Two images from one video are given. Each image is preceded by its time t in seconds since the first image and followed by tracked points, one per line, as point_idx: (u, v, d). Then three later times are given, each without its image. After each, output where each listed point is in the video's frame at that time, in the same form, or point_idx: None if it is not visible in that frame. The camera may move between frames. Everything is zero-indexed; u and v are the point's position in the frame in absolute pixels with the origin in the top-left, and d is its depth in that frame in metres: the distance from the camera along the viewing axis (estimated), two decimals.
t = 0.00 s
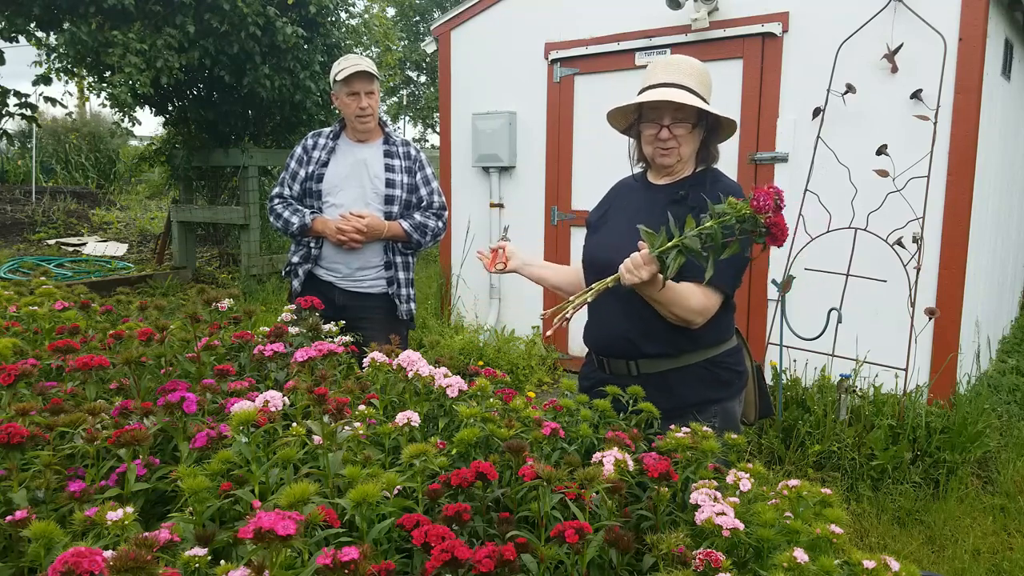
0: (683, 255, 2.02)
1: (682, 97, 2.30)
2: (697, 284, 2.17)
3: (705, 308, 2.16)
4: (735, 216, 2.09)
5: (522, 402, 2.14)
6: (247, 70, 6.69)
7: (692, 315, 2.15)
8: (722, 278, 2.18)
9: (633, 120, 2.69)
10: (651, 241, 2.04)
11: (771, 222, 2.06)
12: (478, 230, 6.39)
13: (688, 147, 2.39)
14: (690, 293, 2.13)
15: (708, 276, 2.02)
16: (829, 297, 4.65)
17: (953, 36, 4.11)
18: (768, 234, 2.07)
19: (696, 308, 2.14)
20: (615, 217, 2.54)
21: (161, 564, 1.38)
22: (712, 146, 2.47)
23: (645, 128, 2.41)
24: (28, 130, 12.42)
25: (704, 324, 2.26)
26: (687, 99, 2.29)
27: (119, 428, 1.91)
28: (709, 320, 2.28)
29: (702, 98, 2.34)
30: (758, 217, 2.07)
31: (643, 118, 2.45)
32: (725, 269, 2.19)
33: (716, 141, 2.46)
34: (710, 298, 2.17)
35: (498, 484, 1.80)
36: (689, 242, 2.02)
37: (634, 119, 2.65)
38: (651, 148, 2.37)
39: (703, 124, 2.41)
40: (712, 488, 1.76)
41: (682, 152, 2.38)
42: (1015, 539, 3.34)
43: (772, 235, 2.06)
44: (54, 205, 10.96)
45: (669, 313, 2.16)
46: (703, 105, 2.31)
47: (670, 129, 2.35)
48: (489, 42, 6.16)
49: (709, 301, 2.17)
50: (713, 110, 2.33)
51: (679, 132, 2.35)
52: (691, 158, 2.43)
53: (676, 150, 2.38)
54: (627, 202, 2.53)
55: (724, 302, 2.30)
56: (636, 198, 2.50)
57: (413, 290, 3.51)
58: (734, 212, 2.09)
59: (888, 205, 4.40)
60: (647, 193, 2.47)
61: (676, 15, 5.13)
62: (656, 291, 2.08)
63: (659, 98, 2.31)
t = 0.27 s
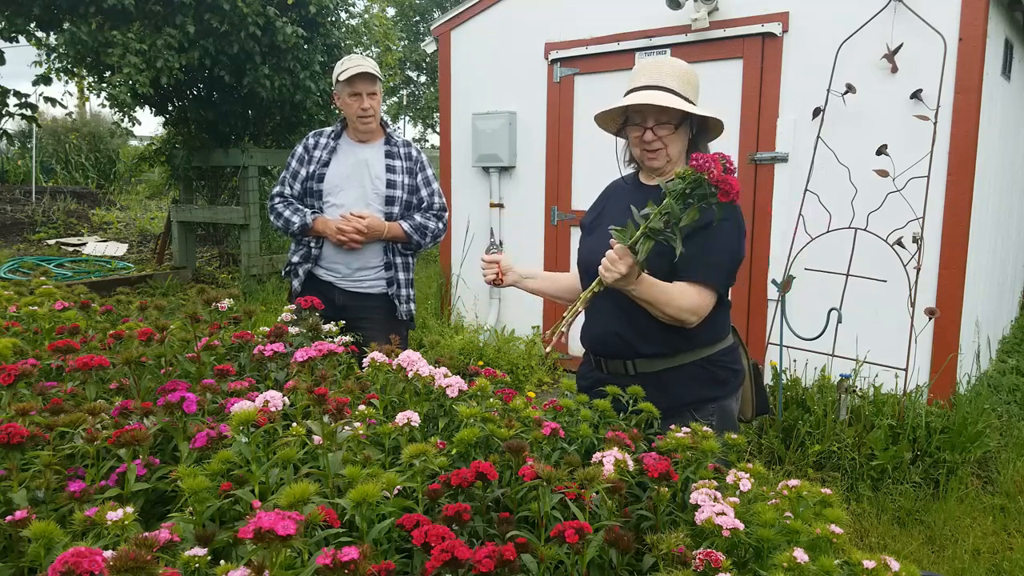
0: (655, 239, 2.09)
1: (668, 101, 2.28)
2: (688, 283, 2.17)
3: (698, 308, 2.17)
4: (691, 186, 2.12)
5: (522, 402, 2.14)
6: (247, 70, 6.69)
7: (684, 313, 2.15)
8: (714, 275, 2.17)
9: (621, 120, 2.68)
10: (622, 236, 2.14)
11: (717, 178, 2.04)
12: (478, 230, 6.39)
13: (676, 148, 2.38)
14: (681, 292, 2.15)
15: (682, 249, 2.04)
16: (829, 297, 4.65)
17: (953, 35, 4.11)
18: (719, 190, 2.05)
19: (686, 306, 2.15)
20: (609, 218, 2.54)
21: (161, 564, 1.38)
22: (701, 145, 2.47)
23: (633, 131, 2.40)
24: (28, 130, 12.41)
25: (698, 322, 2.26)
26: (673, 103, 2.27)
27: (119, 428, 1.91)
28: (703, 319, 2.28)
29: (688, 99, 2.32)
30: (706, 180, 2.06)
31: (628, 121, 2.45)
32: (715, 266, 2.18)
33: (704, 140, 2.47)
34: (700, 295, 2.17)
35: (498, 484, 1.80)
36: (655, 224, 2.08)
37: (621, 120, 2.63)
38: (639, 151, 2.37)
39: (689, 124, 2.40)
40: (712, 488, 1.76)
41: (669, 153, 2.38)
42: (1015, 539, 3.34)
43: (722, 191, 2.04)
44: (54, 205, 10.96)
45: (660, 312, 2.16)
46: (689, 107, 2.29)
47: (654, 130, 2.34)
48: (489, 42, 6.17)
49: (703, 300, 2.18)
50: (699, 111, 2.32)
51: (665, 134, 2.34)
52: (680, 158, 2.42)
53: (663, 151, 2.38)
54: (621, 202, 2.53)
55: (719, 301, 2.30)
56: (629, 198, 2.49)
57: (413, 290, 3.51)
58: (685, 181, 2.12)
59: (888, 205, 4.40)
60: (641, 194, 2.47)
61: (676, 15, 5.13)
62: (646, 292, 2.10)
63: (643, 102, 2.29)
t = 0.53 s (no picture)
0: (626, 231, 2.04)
1: (659, 100, 2.27)
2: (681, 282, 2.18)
3: (688, 306, 2.17)
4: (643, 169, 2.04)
5: (522, 402, 2.14)
6: (247, 70, 6.69)
7: (673, 311, 2.16)
8: (707, 275, 2.18)
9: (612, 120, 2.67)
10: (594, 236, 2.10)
11: (663, 153, 1.96)
12: (478, 230, 6.39)
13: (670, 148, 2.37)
14: (667, 292, 2.15)
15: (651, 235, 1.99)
16: (829, 297, 4.65)
17: (953, 36, 4.11)
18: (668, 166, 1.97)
19: (675, 304, 2.15)
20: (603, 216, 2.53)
21: (161, 564, 1.38)
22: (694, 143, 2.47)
23: (625, 131, 2.39)
24: (28, 130, 12.40)
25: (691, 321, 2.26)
26: (665, 102, 2.26)
27: (119, 428, 1.91)
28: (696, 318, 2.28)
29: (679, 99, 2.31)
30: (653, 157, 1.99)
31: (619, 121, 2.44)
32: (705, 268, 2.18)
33: (697, 139, 2.46)
34: (690, 294, 2.17)
35: (498, 484, 1.80)
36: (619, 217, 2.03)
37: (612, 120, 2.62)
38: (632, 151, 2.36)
39: (680, 122, 2.40)
40: (712, 488, 1.76)
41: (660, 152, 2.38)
42: (1015, 539, 3.34)
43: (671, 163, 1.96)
44: (54, 205, 10.96)
45: (649, 312, 2.17)
46: (681, 106, 2.29)
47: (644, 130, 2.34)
48: (489, 42, 6.17)
49: (692, 297, 2.18)
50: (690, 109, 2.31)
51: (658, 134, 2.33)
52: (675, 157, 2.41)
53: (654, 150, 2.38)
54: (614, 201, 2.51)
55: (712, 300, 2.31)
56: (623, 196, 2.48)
57: (413, 290, 3.51)
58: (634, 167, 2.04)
59: (888, 205, 4.40)
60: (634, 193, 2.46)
61: (676, 15, 5.13)
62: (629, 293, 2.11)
63: (634, 103, 2.27)
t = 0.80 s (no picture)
0: (613, 228, 2.13)
1: (649, 95, 2.25)
2: (673, 282, 2.18)
3: (679, 305, 2.17)
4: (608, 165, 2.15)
5: (521, 402, 2.14)
6: (247, 70, 6.69)
7: (665, 312, 2.16)
8: (699, 274, 2.17)
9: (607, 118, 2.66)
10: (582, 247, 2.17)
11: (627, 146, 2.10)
12: (477, 230, 6.39)
13: (662, 145, 2.35)
14: (657, 295, 2.15)
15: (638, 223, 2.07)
16: (828, 297, 4.65)
17: (953, 36, 4.11)
18: (637, 155, 2.10)
19: (666, 305, 2.15)
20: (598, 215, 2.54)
21: (161, 564, 1.38)
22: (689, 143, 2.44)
23: (616, 128, 2.39)
24: (28, 130, 12.39)
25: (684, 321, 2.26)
26: (653, 97, 2.25)
27: (119, 428, 1.91)
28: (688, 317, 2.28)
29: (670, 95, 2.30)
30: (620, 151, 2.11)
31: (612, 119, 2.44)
32: (696, 267, 2.18)
33: (690, 139, 2.43)
34: (682, 294, 2.17)
35: (498, 484, 1.80)
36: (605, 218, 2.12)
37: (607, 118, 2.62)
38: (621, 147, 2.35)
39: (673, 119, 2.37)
40: (712, 488, 1.76)
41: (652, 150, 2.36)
42: (1015, 539, 3.33)
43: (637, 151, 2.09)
44: (54, 205, 10.96)
45: (641, 314, 2.17)
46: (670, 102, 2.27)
47: (635, 126, 2.33)
48: (489, 42, 6.17)
49: (684, 297, 2.17)
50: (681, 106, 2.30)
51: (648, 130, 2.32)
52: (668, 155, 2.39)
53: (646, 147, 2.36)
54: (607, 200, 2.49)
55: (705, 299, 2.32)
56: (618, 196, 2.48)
57: (413, 290, 3.51)
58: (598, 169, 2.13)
59: (888, 205, 4.40)
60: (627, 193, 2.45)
61: (676, 15, 5.13)
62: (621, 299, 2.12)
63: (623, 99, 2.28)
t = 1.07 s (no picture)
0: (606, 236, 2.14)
1: (642, 92, 2.25)
2: (666, 282, 2.18)
3: (673, 307, 2.16)
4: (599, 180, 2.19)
5: (521, 402, 2.14)
6: (247, 70, 6.69)
7: (659, 314, 2.16)
8: (692, 274, 2.17)
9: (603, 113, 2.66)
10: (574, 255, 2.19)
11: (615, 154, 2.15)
12: (477, 231, 6.40)
13: (655, 143, 2.36)
14: (651, 300, 2.15)
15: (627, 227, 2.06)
16: (828, 297, 4.65)
17: (953, 36, 4.11)
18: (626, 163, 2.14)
19: (660, 307, 2.15)
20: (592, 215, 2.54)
21: (161, 564, 1.38)
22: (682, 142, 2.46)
23: (611, 124, 2.38)
24: (28, 130, 12.38)
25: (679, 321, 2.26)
26: (649, 95, 2.25)
27: (119, 428, 1.91)
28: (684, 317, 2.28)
29: (665, 93, 2.30)
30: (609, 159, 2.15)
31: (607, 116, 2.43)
32: (692, 268, 2.18)
33: (684, 140, 2.46)
34: (676, 295, 2.17)
35: (498, 484, 1.80)
36: (598, 224, 2.12)
37: (602, 113, 2.61)
38: (616, 145, 2.35)
39: (667, 117, 2.38)
40: (712, 488, 1.76)
41: (646, 147, 2.35)
42: (1015, 539, 3.33)
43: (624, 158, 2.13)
44: (54, 205, 10.96)
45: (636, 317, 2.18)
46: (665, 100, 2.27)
47: (629, 123, 2.32)
48: (489, 42, 6.17)
49: (677, 298, 2.17)
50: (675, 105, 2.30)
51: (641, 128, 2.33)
52: (661, 153, 2.40)
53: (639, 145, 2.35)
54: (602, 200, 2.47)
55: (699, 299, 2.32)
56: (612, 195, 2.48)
57: (413, 290, 3.51)
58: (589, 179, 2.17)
59: (888, 205, 4.40)
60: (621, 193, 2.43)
61: (676, 15, 5.13)
62: (615, 306, 2.13)
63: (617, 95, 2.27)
